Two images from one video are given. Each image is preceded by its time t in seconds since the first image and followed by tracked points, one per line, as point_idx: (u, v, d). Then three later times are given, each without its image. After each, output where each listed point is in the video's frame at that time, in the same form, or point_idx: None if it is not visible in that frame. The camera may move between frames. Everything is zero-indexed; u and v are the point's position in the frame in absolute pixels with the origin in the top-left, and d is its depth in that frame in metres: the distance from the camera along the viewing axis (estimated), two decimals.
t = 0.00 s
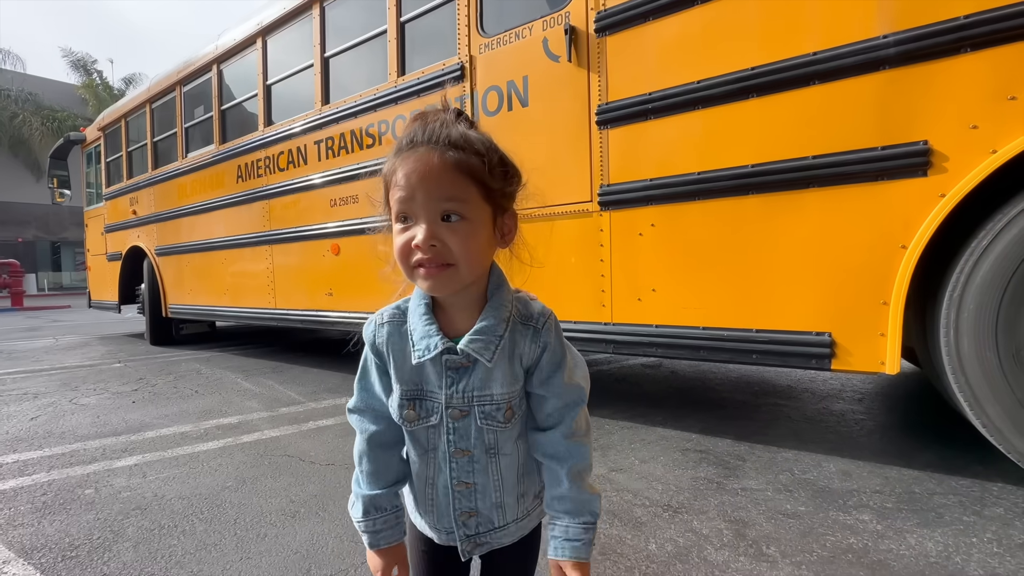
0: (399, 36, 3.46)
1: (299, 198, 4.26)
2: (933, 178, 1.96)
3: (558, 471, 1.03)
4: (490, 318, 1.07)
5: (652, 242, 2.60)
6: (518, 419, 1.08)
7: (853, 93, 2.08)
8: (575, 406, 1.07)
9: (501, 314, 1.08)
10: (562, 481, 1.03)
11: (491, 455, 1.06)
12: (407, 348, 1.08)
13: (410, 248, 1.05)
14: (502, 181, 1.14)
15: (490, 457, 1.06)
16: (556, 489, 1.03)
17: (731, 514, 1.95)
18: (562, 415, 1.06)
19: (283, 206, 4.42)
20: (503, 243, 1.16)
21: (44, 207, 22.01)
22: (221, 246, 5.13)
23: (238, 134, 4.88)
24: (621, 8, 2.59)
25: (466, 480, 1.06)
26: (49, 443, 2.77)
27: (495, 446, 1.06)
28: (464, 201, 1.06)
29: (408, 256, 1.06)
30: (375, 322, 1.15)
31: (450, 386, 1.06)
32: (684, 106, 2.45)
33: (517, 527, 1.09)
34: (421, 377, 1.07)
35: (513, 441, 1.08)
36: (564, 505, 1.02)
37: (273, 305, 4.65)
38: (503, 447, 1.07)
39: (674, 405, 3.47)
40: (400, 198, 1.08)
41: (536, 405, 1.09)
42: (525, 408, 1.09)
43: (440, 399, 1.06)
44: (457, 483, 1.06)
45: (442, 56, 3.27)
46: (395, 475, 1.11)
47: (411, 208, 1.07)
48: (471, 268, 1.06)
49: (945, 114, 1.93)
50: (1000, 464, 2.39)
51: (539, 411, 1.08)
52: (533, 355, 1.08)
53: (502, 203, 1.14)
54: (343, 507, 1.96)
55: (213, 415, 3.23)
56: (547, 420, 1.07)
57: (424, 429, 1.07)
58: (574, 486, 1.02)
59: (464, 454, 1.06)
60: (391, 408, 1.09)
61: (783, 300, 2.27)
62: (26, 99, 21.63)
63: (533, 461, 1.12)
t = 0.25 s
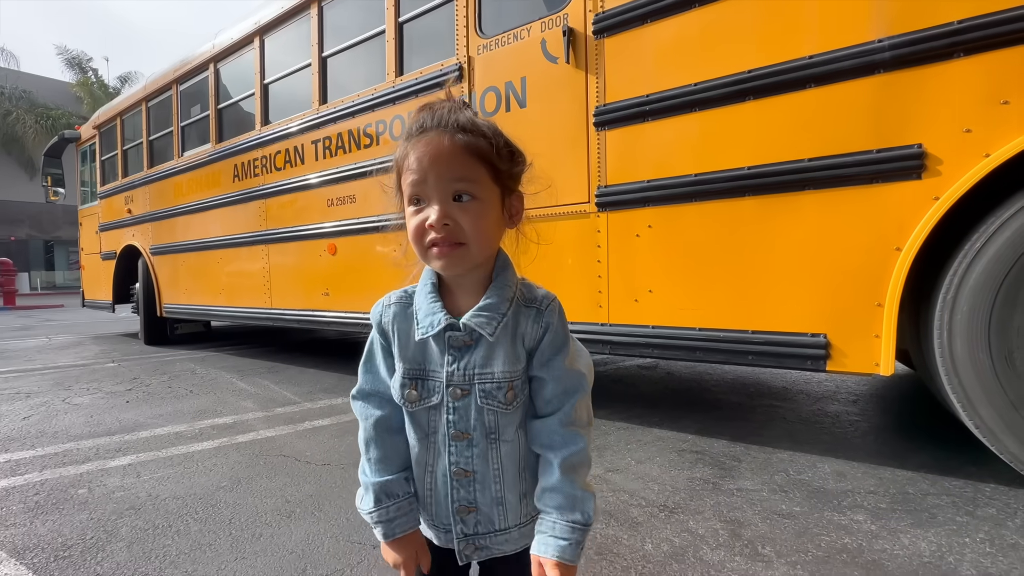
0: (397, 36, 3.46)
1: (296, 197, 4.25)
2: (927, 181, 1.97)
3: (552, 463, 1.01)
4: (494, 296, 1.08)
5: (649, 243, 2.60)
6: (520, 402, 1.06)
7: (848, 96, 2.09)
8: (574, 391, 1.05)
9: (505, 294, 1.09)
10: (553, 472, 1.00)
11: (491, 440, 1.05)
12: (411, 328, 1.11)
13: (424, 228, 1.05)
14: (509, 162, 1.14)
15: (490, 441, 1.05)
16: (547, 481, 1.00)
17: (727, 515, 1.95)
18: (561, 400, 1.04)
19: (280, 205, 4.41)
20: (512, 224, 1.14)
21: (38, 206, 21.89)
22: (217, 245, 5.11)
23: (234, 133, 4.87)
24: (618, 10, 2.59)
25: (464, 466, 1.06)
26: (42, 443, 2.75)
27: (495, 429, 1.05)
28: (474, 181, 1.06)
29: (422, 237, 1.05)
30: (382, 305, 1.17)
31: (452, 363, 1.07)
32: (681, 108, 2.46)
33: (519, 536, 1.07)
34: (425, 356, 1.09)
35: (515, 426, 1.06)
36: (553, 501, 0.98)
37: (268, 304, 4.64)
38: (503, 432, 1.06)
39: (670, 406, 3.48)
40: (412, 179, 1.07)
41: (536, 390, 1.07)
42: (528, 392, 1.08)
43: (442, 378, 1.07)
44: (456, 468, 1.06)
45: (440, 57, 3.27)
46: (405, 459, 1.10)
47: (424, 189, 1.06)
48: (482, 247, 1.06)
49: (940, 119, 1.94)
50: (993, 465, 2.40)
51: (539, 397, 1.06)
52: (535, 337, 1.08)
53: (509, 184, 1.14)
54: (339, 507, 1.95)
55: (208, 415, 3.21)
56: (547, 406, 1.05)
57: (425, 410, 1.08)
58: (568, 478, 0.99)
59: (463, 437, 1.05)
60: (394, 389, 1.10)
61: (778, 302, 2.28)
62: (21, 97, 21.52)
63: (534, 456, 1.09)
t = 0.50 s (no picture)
0: (393, 40, 3.46)
1: (290, 199, 4.24)
2: (917, 190, 1.99)
3: (553, 460, 0.97)
4: (494, 291, 1.08)
5: (643, 248, 2.61)
6: (512, 397, 1.03)
7: (840, 105, 2.11)
8: (573, 389, 1.01)
9: (504, 291, 1.08)
10: (556, 471, 0.97)
11: (479, 434, 1.02)
12: (410, 319, 1.11)
13: (432, 235, 1.05)
14: (510, 170, 1.14)
15: (477, 435, 1.02)
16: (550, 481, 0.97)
17: (719, 521, 1.95)
18: (559, 397, 1.01)
19: (274, 208, 4.39)
20: (513, 227, 1.15)
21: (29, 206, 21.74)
22: (210, 248, 5.08)
23: (229, 135, 4.85)
24: (613, 17, 2.61)
25: (449, 463, 1.02)
26: (30, 447, 2.73)
27: (484, 423, 1.02)
28: (478, 189, 1.06)
29: (431, 244, 1.05)
30: (386, 299, 1.18)
31: (445, 352, 1.06)
32: (675, 115, 2.47)
33: (503, 553, 1.01)
34: (421, 347, 1.09)
35: (505, 423, 1.03)
36: (558, 502, 0.95)
37: (262, 307, 4.62)
38: (492, 427, 1.02)
39: (663, 411, 3.48)
40: (419, 189, 1.08)
41: (535, 388, 1.03)
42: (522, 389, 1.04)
43: (433, 366, 1.06)
44: (440, 465, 1.02)
45: (436, 61, 3.27)
46: (387, 458, 1.09)
47: (430, 198, 1.06)
48: (487, 252, 1.06)
49: (929, 128, 1.96)
50: (982, 471, 2.42)
51: (537, 394, 1.03)
52: (532, 331, 1.06)
53: (511, 190, 1.14)
54: (331, 513, 1.94)
55: (199, 419, 3.19)
56: (545, 403, 1.01)
57: (416, 401, 1.06)
58: (569, 478, 0.95)
59: (451, 429, 1.02)
60: (387, 380, 1.09)
61: (770, 308, 2.29)
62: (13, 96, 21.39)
63: (527, 460, 1.04)
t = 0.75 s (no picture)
0: (389, 43, 3.46)
1: (284, 202, 4.22)
2: (906, 197, 2.00)
3: (568, 465, 0.98)
4: (487, 297, 1.08)
5: (637, 253, 2.61)
6: (502, 402, 1.02)
7: (831, 112, 2.12)
8: (577, 394, 1.03)
9: (498, 297, 1.08)
10: (573, 476, 0.98)
11: (466, 438, 1.01)
12: (402, 321, 1.11)
13: (426, 244, 1.05)
14: (505, 180, 1.13)
15: (464, 438, 1.01)
16: (567, 485, 0.98)
17: (710, 526, 1.95)
18: (562, 403, 1.01)
19: (268, 210, 4.38)
20: (509, 238, 1.15)
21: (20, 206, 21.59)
22: (203, 250, 5.06)
23: (223, 137, 4.84)
24: (607, 23, 2.62)
25: (435, 467, 1.00)
26: (17, 451, 2.70)
27: (472, 427, 1.01)
28: (473, 199, 1.06)
29: (425, 253, 1.05)
30: (380, 303, 1.18)
31: (436, 354, 1.05)
32: (668, 121, 2.48)
33: (486, 563, 0.99)
34: (412, 349, 1.08)
35: (495, 427, 1.02)
36: (580, 504, 0.96)
37: (255, 310, 4.60)
38: (480, 431, 1.01)
39: (657, 416, 3.48)
40: (415, 198, 1.08)
41: (538, 394, 1.03)
42: (514, 394, 1.04)
43: (423, 368, 1.05)
44: (425, 468, 1.01)
45: (431, 65, 3.27)
46: (370, 462, 1.08)
47: (426, 208, 1.06)
48: (482, 262, 1.06)
49: (918, 136, 1.97)
50: (972, 476, 2.43)
51: (538, 401, 1.04)
52: (528, 336, 1.05)
53: (506, 201, 1.14)
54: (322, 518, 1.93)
55: (190, 423, 3.17)
56: (548, 409, 1.02)
57: (404, 403, 1.05)
58: (586, 481, 0.97)
59: (438, 432, 1.01)
60: (376, 381, 1.09)
61: (762, 314, 2.30)
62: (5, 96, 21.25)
63: (517, 467, 1.03)
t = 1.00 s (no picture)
0: (386, 44, 3.45)
1: (280, 202, 4.21)
2: (899, 198, 2.01)
3: (569, 455, 1.00)
4: (479, 290, 1.07)
5: (632, 253, 2.61)
6: (498, 393, 1.02)
7: (825, 113, 2.13)
8: (574, 387, 1.06)
9: (492, 289, 1.08)
10: (575, 465, 0.99)
11: (461, 429, 1.00)
12: (395, 313, 1.10)
13: (419, 236, 1.05)
14: (500, 173, 1.13)
15: (459, 429, 1.00)
16: (569, 474, 0.99)
17: (705, 525, 1.95)
18: (561, 396, 1.04)
19: (263, 210, 4.36)
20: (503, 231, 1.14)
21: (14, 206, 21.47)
22: (198, 250, 5.04)
23: (218, 137, 4.82)
24: (603, 24, 2.62)
25: (430, 458, 0.99)
26: (8, 451, 2.68)
27: (467, 417, 1.00)
28: (466, 192, 1.05)
29: (417, 245, 1.05)
30: (372, 296, 1.17)
31: (430, 345, 1.04)
32: (664, 121, 2.48)
33: (480, 554, 0.98)
34: (406, 341, 1.07)
35: (489, 419, 1.01)
36: (582, 492, 0.97)
37: (249, 310, 4.58)
38: (475, 422, 1.00)
39: (652, 416, 3.48)
40: (409, 190, 1.07)
41: (536, 386, 1.04)
42: (510, 386, 1.04)
43: (416, 359, 1.04)
44: (420, 459, 0.99)
45: (428, 65, 3.27)
46: (360, 456, 1.07)
47: (419, 199, 1.06)
48: (474, 255, 1.05)
49: (911, 137, 1.98)
50: (965, 475, 2.44)
51: (535, 393, 1.05)
52: (525, 329, 1.06)
53: (501, 194, 1.13)
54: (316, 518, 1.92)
55: (183, 423, 3.15)
56: (546, 401, 1.04)
57: (398, 394, 1.04)
58: (589, 470, 0.98)
59: (433, 423, 1.00)
60: (368, 373, 1.08)
61: (757, 314, 2.30)
62: None
63: (512, 459, 1.03)
